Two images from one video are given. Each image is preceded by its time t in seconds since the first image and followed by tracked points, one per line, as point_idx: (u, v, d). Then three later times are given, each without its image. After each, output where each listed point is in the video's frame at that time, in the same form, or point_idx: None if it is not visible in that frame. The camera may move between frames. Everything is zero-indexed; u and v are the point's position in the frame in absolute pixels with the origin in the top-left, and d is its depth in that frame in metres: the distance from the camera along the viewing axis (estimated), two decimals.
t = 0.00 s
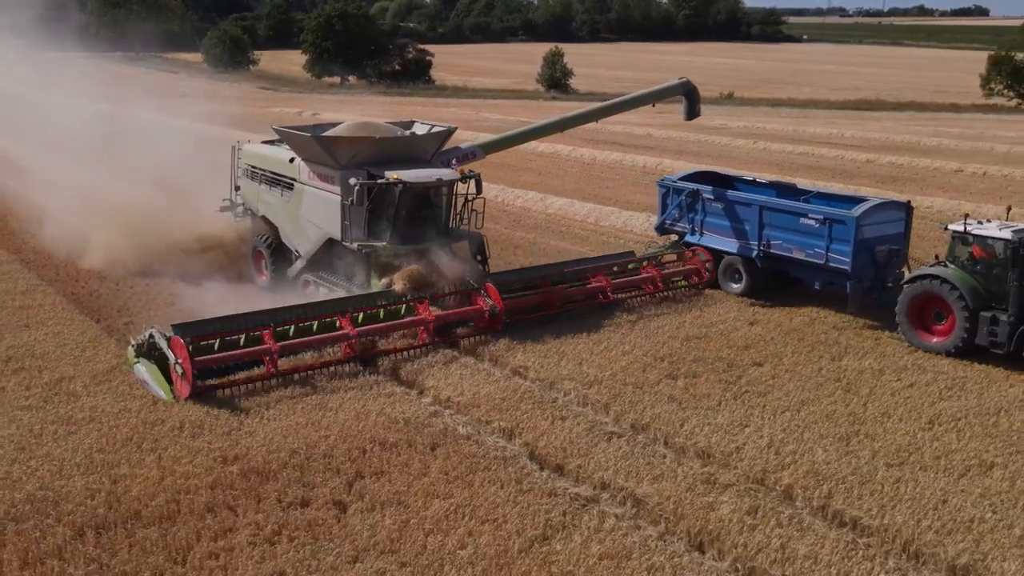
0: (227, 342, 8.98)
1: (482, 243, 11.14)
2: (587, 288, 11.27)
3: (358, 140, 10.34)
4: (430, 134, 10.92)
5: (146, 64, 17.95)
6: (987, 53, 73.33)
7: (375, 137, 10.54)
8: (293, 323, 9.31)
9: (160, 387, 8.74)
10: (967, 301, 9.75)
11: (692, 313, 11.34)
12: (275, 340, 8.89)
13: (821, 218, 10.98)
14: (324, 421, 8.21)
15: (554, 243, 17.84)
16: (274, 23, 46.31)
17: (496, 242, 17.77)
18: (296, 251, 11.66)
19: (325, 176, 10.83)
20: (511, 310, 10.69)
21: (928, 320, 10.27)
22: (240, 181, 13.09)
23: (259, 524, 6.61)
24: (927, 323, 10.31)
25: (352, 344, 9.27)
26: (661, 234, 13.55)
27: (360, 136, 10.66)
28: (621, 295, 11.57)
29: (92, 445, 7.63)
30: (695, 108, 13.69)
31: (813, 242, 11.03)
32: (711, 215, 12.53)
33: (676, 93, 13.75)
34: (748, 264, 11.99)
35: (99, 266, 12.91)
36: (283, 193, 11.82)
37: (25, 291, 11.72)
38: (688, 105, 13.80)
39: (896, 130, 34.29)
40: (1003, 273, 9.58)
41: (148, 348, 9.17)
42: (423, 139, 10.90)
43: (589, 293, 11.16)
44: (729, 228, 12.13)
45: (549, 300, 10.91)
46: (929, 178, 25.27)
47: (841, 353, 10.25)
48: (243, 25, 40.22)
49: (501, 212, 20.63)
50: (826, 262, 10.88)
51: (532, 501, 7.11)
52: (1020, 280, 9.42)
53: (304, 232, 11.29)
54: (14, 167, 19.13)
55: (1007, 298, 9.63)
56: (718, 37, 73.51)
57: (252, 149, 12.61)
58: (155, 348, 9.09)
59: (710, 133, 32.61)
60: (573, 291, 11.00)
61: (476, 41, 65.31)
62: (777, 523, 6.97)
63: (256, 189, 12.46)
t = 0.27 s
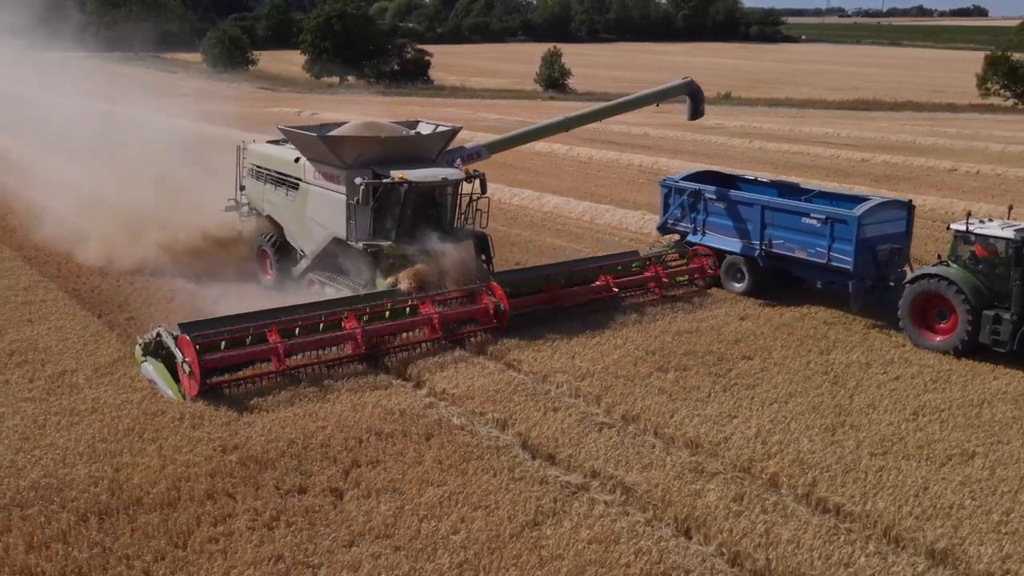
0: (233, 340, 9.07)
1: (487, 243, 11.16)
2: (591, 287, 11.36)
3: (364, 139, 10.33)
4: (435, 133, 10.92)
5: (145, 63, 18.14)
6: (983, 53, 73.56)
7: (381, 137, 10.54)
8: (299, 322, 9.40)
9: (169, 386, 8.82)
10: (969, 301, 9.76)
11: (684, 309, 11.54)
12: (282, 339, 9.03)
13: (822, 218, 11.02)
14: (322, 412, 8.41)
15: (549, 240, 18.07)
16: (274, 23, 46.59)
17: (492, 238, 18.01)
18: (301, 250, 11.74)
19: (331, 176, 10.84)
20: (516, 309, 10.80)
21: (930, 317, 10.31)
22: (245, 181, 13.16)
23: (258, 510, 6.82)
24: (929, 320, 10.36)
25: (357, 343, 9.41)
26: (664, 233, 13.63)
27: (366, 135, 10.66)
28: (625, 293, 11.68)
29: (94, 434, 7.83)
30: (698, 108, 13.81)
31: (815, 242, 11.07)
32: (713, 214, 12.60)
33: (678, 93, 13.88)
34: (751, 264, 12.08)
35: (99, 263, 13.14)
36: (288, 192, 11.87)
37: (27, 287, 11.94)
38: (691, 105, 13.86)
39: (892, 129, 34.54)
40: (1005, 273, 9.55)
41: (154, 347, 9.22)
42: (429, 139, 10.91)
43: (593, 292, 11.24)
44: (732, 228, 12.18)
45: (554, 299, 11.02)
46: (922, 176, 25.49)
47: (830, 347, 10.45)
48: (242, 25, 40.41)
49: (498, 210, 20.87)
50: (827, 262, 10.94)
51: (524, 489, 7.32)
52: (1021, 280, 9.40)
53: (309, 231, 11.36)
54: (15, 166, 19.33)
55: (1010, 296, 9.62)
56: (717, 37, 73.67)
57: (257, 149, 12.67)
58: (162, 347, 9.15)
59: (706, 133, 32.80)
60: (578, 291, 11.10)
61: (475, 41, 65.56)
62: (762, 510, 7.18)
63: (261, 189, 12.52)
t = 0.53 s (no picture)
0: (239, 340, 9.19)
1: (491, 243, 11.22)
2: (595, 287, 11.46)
3: (367, 139, 10.44)
4: (438, 133, 11.01)
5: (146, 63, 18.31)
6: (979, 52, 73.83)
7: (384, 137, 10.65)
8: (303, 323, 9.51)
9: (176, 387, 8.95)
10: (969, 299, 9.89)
11: (676, 305, 11.74)
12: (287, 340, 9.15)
13: (824, 217, 11.18)
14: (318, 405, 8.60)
15: (544, 238, 18.28)
16: (271, 23, 46.81)
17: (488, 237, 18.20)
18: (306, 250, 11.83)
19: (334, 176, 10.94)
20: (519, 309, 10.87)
21: (931, 317, 10.41)
22: (250, 182, 13.25)
23: (255, 498, 7.02)
24: (930, 319, 10.46)
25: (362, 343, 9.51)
26: (664, 232, 13.74)
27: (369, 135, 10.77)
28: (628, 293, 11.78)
29: (95, 426, 8.04)
30: (700, 108, 14.00)
31: (817, 241, 11.22)
32: (714, 213, 12.73)
33: (681, 93, 14.07)
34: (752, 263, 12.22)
35: (99, 261, 13.32)
36: (292, 192, 11.95)
37: (28, 284, 12.12)
38: (694, 105, 14.02)
39: (886, 129, 34.74)
40: (1006, 272, 9.71)
41: (160, 349, 9.33)
42: (433, 139, 11.00)
43: (597, 292, 11.35)
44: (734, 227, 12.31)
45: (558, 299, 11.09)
46: (916, 175, 25.69)
47: (817, 342, 10.66)
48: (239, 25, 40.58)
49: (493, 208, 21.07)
50: (829, 261, 11.09)
51: (515, 477, 7.53)
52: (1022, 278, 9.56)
53: (314, 231, 11.44)
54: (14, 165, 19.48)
55: (1011, 295, 9.75)
56: (714, 38, 73.85)
57: (261, 149, 12.75)
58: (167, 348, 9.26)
59: (702, 133, 33.02)
60: (581, 291, 11.20)
61: (473, 42, 65.79)
62: (747, 497, 7.38)
63: (265, 189, 12.61)
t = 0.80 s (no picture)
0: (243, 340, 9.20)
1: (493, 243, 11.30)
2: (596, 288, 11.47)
3: (370, 139, 10.50)
4: (441, 133, 11.06)
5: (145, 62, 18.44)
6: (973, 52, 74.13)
7: (386, 137, 10.70)
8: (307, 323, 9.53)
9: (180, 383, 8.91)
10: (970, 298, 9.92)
11: (666, 301, 11.94)
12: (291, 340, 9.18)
13: (824, 217, 11.22)
14: (313, 398, 8.78)
15: (538, 236, 18.47)
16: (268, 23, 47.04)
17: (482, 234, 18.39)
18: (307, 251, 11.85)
19: (337, 175, 10.99)
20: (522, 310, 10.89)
21: (931, 316, 10.45)
22: (251, 181, 13.30)
23: (252, 487, 7.20)
24: (929, 318, 10.49)
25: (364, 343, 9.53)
26: (663, 231, 13.76)
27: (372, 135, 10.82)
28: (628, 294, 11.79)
29: (94, 418, 8.22)
30: (701, 109, 14.07)
31: (817, 241, 11.26)
32: (713, 213, 12.76)
33: (681, 94, 14.15)
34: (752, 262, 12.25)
35: (97, 259, 13.49)
36: (293, 191, 12.00)
37: (27, 280, 12.31)
38: (695, 105, 14.07)
39: (879, 129, 34.97)
40: (1006, 272, 9.74)
41: (164, 348, 9.31)
42: (435, 139, 11.06)
43: (599, 292, 11.38)
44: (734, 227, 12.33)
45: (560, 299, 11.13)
46: (908, 174, 25.91)
47: (804, 337, 10.84)
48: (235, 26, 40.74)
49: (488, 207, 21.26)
50: (828, 260, 11.12)
51: (506, 467, 7.70)
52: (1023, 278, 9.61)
53: (315, 232, 11.48)
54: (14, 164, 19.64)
55: (1010, 295, 9.80)
56: (710, 38, 74.20)
57: (263, 148, 12.79)
58: (171, 348, 9.25)
59: (696, 132, 33.22)
60: (583, 292, 11.22)
61: (469, 42, 66.01)
62: (732, 486, 7.56)
63: (267, 188, 12.64)
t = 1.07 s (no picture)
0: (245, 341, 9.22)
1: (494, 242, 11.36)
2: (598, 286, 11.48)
3: (371, 140, 10.50)
4: (442, 134, 11.07)
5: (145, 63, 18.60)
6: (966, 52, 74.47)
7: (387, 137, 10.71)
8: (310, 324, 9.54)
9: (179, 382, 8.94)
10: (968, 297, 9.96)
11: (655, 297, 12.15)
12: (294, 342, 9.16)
13: (823, 217, 11.32)
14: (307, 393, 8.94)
15: (531, 234, 18.68)
16: (263, 23, 47.31)
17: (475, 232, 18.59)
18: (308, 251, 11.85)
19: (338, 175, 11.00)
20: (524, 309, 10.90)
21: (930, 315, 10.47)
22: (251, 181, 13.34)
23: (247, 477, 7.37)
24: (928, 318, 10.51)
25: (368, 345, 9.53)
26: (663, 231, 13.87)
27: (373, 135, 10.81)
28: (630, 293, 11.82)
29: (92, 412, 8.39)
30: (701, 109, 14.18)
31: (816, 241, 11.36)
32: (712, 212, 12.87)
33: (681, 94, 14.25)
34: (752, 262, 12.34)
35: (95, 257, 13.65)
36: (293, 192, 12.03)
37: (24, 278, 12.52)
38: (695, 106, 14.16)
39: (871, 128, 35.22)
40: (1004, 272, 9.77)
41: (169, 349, 9.35)
42: (436, 139, 11.07)
43: (601, 291, 11.42)
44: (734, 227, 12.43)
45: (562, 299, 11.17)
46: (897, 173, 26.15)
47: (790, 332, 11.01)
48: (231, 26, 40.86)
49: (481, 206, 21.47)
50: (827, 260, 11.22)
51: (495, 458, 7.86)
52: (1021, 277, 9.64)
53: (316, 232, 11.50)
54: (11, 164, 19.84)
55: (1009, 294, 9.82)
56: (704, 38, 74.50)
57: (264, 149, 12.81)
58: (176, 348, 9.29)
59: (689, 132, 33.42)
60: (585, 291, 11.23)
61: (464, 42, 66.30)
62: (716, 476, 7.71)
63: (268, 189, 12.66)
